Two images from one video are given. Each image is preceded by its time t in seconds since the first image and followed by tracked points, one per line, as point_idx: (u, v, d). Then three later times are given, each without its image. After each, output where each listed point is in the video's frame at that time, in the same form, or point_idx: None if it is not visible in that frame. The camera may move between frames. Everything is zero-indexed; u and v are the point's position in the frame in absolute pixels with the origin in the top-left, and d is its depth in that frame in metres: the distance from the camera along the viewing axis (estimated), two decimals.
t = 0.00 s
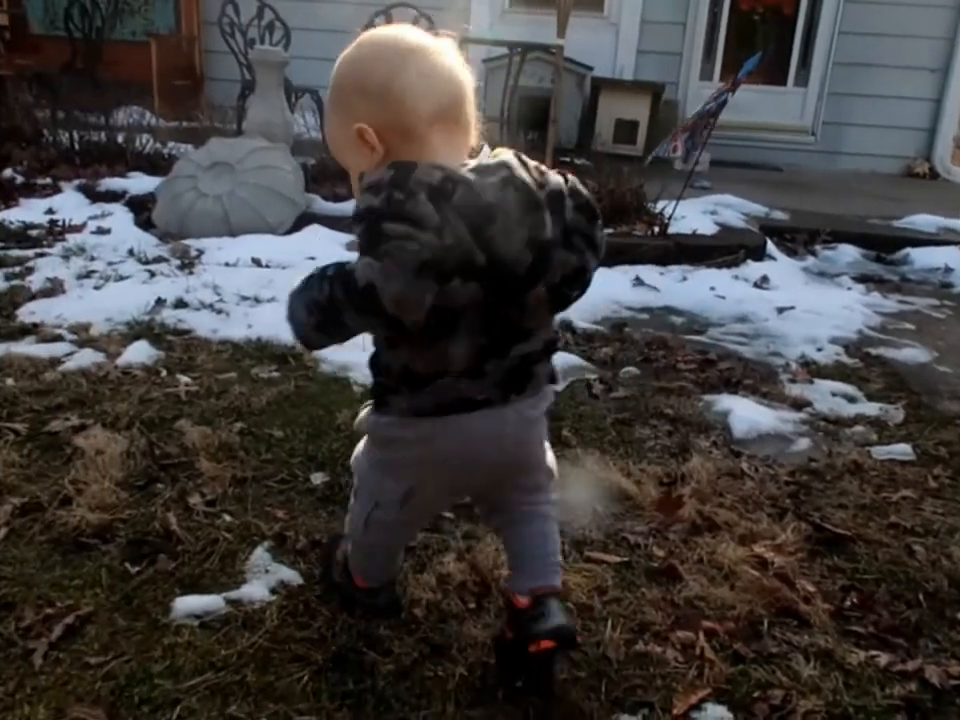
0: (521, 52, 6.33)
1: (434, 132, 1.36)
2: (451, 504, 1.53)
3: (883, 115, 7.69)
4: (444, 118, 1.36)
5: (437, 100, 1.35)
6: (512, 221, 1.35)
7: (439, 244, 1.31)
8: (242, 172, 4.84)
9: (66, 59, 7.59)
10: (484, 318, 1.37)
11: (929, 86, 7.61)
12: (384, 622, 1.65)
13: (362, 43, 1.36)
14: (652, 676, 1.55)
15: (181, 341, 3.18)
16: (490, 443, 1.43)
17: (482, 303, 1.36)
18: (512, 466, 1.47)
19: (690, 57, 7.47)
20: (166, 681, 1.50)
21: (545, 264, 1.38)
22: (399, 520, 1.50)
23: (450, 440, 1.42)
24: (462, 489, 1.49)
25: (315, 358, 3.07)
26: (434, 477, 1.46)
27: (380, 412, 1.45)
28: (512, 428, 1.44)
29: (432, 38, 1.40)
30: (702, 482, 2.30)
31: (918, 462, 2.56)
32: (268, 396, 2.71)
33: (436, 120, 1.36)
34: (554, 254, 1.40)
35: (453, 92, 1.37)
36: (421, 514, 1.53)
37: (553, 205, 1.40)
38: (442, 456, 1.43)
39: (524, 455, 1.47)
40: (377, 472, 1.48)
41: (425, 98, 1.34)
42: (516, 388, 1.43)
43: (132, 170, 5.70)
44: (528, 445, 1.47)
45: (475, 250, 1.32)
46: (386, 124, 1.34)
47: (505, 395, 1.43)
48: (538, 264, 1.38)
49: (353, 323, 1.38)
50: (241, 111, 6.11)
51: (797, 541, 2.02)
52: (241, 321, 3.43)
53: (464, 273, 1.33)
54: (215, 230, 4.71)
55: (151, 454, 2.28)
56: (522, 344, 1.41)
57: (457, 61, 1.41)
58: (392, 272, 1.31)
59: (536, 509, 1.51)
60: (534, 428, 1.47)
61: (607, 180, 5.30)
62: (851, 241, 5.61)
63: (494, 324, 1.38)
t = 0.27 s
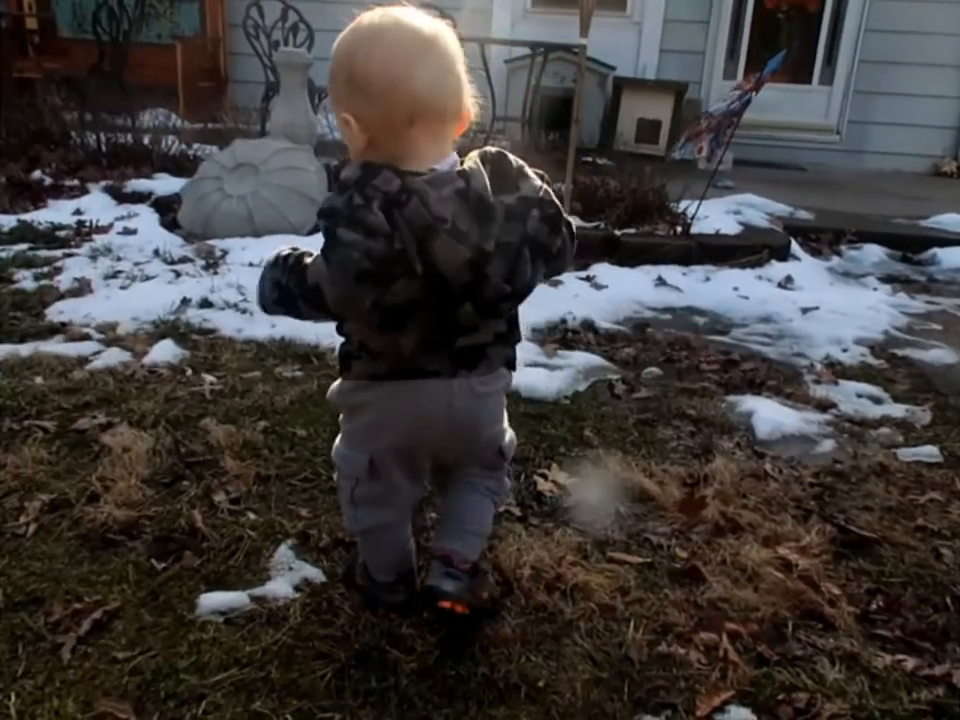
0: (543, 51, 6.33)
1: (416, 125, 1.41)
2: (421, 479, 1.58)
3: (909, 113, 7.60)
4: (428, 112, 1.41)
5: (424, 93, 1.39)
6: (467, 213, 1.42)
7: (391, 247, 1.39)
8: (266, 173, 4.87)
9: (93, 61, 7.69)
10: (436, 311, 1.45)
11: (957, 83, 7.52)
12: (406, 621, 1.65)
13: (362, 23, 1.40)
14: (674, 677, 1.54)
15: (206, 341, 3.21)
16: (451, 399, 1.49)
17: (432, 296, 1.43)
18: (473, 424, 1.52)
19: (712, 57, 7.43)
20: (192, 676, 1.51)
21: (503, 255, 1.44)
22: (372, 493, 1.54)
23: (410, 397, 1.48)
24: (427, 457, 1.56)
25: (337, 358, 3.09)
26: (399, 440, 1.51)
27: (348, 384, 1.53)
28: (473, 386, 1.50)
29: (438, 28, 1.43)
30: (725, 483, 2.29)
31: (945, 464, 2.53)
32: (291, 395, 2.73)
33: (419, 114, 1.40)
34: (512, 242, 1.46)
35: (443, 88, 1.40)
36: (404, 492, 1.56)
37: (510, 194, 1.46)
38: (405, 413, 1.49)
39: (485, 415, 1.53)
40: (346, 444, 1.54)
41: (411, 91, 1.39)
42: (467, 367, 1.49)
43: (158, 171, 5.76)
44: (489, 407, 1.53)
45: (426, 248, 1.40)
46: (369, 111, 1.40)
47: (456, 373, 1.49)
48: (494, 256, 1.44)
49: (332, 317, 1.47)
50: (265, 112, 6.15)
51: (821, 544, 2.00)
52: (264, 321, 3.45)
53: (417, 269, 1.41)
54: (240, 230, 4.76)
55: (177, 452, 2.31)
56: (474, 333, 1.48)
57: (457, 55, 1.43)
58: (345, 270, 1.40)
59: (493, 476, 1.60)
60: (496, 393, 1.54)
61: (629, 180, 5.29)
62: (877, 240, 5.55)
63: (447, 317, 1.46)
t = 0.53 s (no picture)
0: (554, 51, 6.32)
1: (434, 122, 1.47)
2: (434, 462, 1.62)
3: (923, 112, 7.55)
4: (444, 110, 1.47)
5: (442, 91, 1.46)
6: (471, 195, 1.45)
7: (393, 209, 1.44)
8: (277, 174, 4.87)
9: (106, 64, 7.72)
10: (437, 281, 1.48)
11: None
12: (420, 623, 1.65)
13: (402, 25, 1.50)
14: (689, 679, 1.53)
15: (219, 341, 3.22)
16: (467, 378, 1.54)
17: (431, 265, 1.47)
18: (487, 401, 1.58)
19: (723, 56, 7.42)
20: (206, 677, 1.52)
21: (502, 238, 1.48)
22: (388, 476, 1.58)
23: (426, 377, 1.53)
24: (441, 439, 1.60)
25: (349, 359, 3.09)
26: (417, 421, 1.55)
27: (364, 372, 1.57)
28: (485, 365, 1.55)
29: (472, 35, 1.49)
30: (739, 484, 2.28)
31: None
32: (304, 395, 2.73)
33: (437, 112, 1.47)
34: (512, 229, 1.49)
35: (461, 90, 1.46)
36: (420, 474, 1.59)
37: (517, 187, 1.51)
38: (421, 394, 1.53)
39: (498, 392, 1.59)
40: (364, 432, 1.58)
41: (433, 93, 1.46)
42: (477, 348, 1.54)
43: (170, 173, 5.79)
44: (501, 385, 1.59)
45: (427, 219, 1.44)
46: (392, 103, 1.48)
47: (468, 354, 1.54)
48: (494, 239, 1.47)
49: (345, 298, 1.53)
50: (277, 114, 6.17)
51: (837, 546, 1.99)
52: (277, 322, 3.46)
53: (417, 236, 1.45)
54: (252, 231, 4.77)
55: (190, 453, 2.31)
56: (474, 315, 1.52)
57: (485, 62, 1.49)
58: (345, 221, 1.45)
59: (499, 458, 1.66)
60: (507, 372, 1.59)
61: (641, 179, 5.28)
62: (891, 240, 5.51)
63: (447, 291, 1.49)
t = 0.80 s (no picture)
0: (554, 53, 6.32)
1: (505, 132, 1.64)
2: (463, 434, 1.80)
3: (925, 110, 7.54)
4: (516, 123, 1.64)
5: (518, 106, 1.62)
6: (530, 221, 1.63)
7: (451, 225, 1.62)
8: (278, 178, 4.87)
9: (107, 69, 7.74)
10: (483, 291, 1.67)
11: None
12: (422, 630, 1.65)
13: (488, 43, 1.68)
14: (692, 685, 1.53)
15: (220, 347, 3.22)
16: (496, 365, 1.73)
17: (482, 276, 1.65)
18: (511, 387, 1.77)
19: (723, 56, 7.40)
20: (207, 686, 1.51)
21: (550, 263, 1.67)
22: (420, 446, 1.74)
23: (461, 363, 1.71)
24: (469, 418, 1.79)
25: (351, 363, 3.09)
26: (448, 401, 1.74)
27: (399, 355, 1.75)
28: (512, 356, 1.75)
29: (550, 61, 1.67)
30: (741, 487, 2.27)
31: None
32: (305, 401, 2.73)
33: (511, 122, 1.63)
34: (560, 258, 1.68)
35: (535, 106, 1.63)
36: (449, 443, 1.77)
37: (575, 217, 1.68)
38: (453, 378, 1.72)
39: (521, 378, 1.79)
40: (399, 404, 1.75)
41: (507, 105, 1.62)
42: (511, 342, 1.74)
43: (172, 178, 5.80)
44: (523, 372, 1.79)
45: (488, 238, 1.62)
46: (469, 109, 1.64)
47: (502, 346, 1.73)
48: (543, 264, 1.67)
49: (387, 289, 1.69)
50: (277, 118, 6.18)
51: (840, 548, 1.98)
52: (278, 327, 3.46)
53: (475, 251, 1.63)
54: (253, 236, 4.77)
55: (192, 459, 2.31)
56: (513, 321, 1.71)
57: (559, 85, 1.66)
58: (397, 233, 1.64)
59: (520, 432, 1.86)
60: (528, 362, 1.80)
61: (642, 180, 5.27)
62: (894, 238, 5.50)
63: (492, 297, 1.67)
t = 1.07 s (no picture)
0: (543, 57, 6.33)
1: (491, 129, 1.70)
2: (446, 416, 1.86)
3: (913, 110, 7.58)
4: (500, 119, 1.70)
5: (501, 102, 1.69)
6: (518, 209, 1.69)
7: (440, 217, 1.69)
8: (268, 184, 4.87)
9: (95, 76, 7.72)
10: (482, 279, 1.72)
11: None
12: (412, 637, 1.64)
13: (474, 48, 1.75)
14: (683, 688, 1.52)
15: (210, 354, 3.21)
16: (492, 360, 1.77)
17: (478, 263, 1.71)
18: (507, 385, 1.81)
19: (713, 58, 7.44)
20: (196, 696, 1.51)
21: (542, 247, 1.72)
22: (398, 413, 1.82)
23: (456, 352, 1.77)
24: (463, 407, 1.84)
25: (341, 369, 3.09)
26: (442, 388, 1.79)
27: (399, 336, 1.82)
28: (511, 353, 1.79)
29: (532, 61, 1.74)
30: (731, 489, 2.27)
31: (955, 465, 2.50)
32: (295, 407, 2.73)
33: (495, 118, 1.70)
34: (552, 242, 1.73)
35: (518, 103, 1.69)
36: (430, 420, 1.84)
37: (563, 203, 1.74)
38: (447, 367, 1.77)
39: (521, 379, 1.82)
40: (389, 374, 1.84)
41: (488, 103, 1.69)
42: (507, 336, 1.77)
43: (161, 185, 5.78)
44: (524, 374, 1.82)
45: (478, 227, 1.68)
46: (455, 108, 1.71)
47: (499, 340, 1.77)
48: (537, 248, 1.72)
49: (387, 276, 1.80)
50: (267, 124, 6.17)
51: (830, 549, 1.98)
52: (268, 333, 3.45)
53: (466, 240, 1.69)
54: (243, 242, 4.76)
55: (181, 467, 2.30)
56: (508, 309, 1.75)
57: (541, 82, 1.72)
58: (391, 233, 1.73)
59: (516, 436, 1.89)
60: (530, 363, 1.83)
61: (631, 183, 5.28)
62: (883, 239, 5.52)
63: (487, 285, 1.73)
